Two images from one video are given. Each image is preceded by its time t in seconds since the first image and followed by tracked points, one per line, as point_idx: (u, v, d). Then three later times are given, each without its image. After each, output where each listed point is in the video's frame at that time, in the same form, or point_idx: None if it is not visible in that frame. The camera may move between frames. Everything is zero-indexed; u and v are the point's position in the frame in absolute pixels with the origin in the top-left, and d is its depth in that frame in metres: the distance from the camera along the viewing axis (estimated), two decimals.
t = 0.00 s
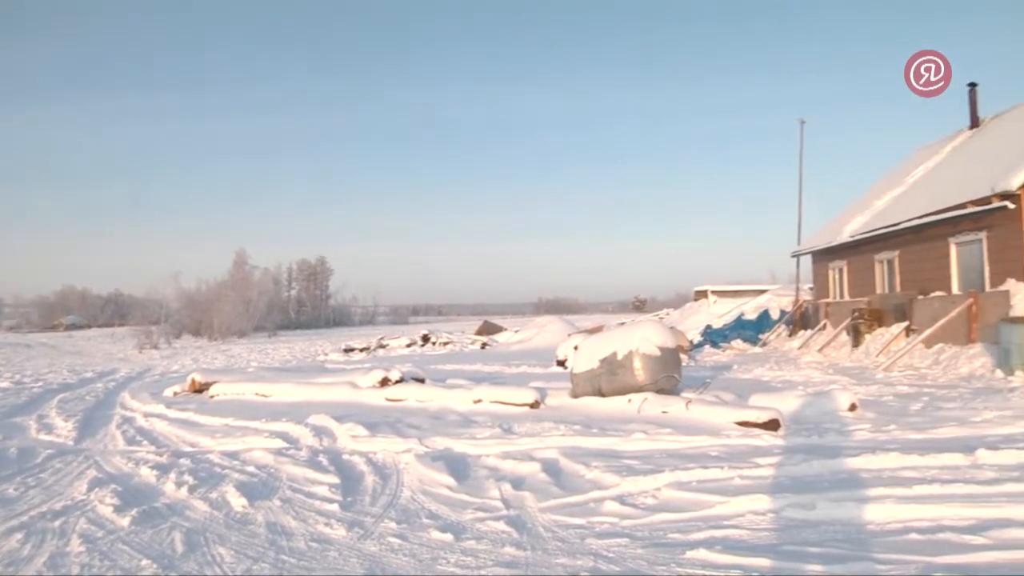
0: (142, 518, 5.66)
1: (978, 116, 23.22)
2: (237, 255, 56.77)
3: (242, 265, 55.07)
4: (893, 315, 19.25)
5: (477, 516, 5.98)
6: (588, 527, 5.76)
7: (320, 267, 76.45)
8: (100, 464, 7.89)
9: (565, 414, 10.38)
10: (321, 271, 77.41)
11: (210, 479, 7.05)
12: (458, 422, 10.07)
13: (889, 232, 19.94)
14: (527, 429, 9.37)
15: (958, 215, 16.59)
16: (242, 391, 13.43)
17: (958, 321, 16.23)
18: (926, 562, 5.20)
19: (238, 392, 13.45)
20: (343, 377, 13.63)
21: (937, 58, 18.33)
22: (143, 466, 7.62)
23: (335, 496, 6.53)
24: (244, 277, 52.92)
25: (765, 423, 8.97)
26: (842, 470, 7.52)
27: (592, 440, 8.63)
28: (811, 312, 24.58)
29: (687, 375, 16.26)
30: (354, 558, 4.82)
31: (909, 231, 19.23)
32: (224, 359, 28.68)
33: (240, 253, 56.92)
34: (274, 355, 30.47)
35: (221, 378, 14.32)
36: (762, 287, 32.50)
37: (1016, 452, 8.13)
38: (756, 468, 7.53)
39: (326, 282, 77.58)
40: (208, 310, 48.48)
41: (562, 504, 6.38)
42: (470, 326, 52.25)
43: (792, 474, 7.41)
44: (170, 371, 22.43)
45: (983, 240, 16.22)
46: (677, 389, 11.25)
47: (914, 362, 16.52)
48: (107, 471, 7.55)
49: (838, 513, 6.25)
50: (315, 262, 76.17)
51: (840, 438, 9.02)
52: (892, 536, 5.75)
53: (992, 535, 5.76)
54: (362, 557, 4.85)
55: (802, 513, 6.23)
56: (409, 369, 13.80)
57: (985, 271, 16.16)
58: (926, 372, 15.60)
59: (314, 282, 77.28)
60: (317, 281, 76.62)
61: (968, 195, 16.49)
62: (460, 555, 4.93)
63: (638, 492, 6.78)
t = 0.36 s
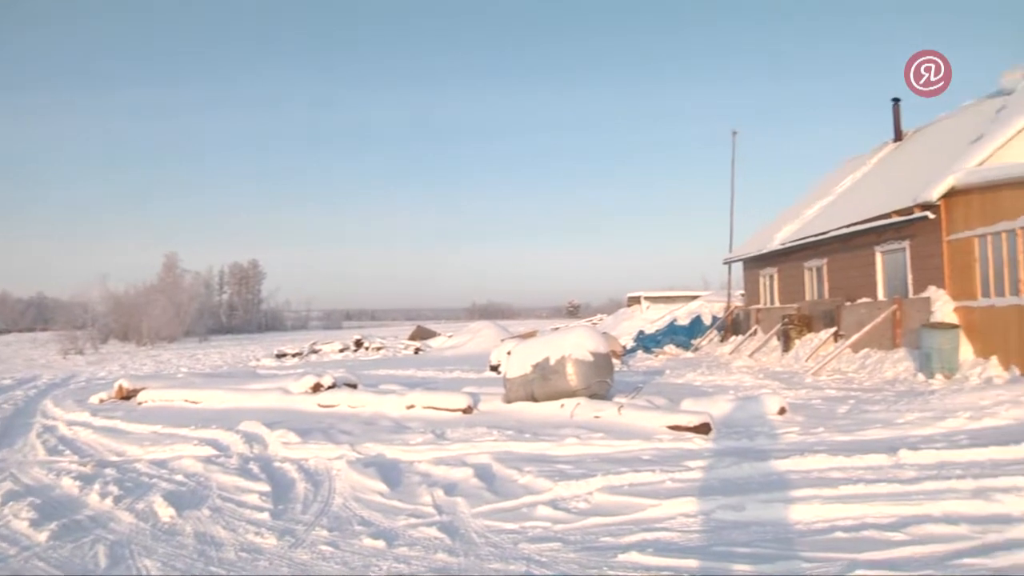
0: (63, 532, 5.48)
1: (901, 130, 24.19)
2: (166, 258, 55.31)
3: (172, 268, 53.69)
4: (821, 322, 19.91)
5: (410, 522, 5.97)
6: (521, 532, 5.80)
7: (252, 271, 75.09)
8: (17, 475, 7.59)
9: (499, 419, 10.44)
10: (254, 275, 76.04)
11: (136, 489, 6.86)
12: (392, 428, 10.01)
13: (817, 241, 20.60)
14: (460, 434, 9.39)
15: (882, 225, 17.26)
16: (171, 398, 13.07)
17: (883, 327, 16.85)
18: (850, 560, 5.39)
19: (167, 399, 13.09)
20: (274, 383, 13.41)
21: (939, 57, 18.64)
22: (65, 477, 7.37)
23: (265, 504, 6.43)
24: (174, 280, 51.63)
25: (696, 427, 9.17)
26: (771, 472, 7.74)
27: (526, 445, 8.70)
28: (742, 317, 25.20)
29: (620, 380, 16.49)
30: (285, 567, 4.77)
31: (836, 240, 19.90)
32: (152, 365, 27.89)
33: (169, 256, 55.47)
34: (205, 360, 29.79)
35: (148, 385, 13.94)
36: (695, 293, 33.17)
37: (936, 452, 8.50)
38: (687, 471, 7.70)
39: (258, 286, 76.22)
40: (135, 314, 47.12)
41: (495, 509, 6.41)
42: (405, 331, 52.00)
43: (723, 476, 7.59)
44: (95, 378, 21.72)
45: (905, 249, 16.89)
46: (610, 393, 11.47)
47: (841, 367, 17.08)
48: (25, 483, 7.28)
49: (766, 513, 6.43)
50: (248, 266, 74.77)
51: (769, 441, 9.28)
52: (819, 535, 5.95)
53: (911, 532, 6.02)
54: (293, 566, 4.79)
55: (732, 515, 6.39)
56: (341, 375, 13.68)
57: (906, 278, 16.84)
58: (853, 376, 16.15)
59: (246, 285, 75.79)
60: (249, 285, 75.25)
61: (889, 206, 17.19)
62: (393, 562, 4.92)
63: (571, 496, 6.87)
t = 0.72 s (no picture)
0: None
1: (829, 140, 25.06)
2: (90, 259, 53.54)
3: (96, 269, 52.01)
4: (751, 326, 20.47)
5: (340, 529, 5.96)
6: (452, 537, 5.85)
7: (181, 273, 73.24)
8: None
9: (431, 424, 10.46)
10: (183, 277, 74.21)
11: (55, 500, 6.66)
12: (322, 433, 9.92)
13: (748, 247, 21.19)
14: (391, 439, 9.38)
15: (809, 232, 17.86)
16: (93, 404, 12.69)
17: (811, 331, 17.42)
18: (777, 557, 5.60)
19: (89, 405, 12.70)
20: (202, 388, 13.13)
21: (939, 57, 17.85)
22: None
23: (191, 513, 6.33)
24: (99, 281, 50.01)
25: (627, 430, 9.36)
26: (701, 474, 7.95)
27: (458, 449, 8.75)
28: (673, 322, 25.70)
29: (553, 384, 16.65)
30: None
31: (766, 246, 20.50)
32: (73, 370, 26.97)
33: (93, 257, 53.70)
34: (130, 365, 28.95)
35: (69, 391, 13.49)
36: (626, 298, 33.68)
37: (859, 452, 8.85)
38: (618, 474, 7.85)
39: (188, 288, 74.41)
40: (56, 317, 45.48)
41: (426, 514, 6.45)
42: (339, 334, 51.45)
43: (653, 479, 7.77)
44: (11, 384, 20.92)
45: (832, 255, 17.52)
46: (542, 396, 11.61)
47: (770, 370, 17.60)
48: None
49: (695, 514, 6.62)
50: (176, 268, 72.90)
51: (699, 443, 9.52)
52: (747, 534, 6.15)
53: (835, 529, 6.28)
54: None
55: (662, 516, 6.56)
56: (272, 379, 13.48)
57: (834, 284, 17.45)
58: (783, 378, 16.67)
59: (173, 288, 73.79)
60: (178, 287, 73.39)
61: (816, 214, 17.81)
62: (322, 570, 4.91)
63: (502, 499, 6.94)
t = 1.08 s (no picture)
0: None
1: (765, 148, 25.79)
2: (16, 259, 51.74)
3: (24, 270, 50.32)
4: (688, 329, 20.94)
5: (275, 535, 5.98)
6: (389, 541, 5.93)
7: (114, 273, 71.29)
8: None
9: (369, 427, 10.49)
10: (115, 278, 72.23)
11: None
12: (258, 437, 9.84)
13: (686, 251, 21.67)
14: (328, 443, 9.38)
15: (746, 237, 18.35)
16: (19, 410, 12.31)
17: (747, 334, 17.92)
18: (711, 556, 5.82)
19: (14, 411, 12.32)
20: (135, 392, 12.87)
21: (939, 57, 16.90)
22: None
23: (122, 522, 6.25)
24: (26, 282, 48.36)
25: (564, 432, 9.54)
26: (638, 475, 8.17)
27: (397, 452, 8.81)
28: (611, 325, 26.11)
29: (491, 387, 16.77)
30: None
31: (703, 251, 20.99)
32: None
33: (20, 257, 51.91)
34: (58, 368, 28.12)
35: None
36: (565, 302, 34.05)
37: (793, 452, 9.19)
38: (556, 476, 8.01)
39: (120, 289, 72.45)
40: None
41: (363, 518, 6.51)
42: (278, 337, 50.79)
43: (591, 481, 7.95)
44: None
45: (767, 260, 18.05)
46: (478, 400, 11.77)
47: (707, 372, 18.05)
48: None
49: (632, 515, 6.82)
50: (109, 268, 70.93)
51: (635, 445, 9.75)
52: (682, 534, 6.37)
53: (769, 527, 6.54)
54: None
55: (598, 518, 6.73)
56: (207, 383, 13.27)
57: (769, 288, 17.99)
58: (719, 380, 17.11)
59: (105, 288, 71.75)
60: (110, 288, 71.40)
61: (754, 219, 18.30)
62: None
63: (439, 503, 7.03)
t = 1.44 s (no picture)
0: None
1: (702, 155, 26.28)
2: None
3: None
4: (626, 333, 21.18)
5: (209, 544, 5.84)
6: (326, 547, 5.85)
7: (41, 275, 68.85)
8: None
9: (306, 432, 10.33)
10: (43, 279, 69.80)
11: None
12: (191, 443, 9.59)
13: (624, 256, 21.94)
14: (263, 449, 9.18)
15: (684, 242, 18.63)
16: None
17: (684, 338, 18.19)
18: (649, 557, 5.88)
19: None
20: (61, 398, 12.40)
21: (938, 57, 17.13)
22: None
23: (47, 534, 6.01)
24: None
25: (501, 436, 9.52)
26: (576, 478, 8.20)
27: (335, 458, 8.67)
28: (551, 329, 26.24)
29: (430, 391, 16.68)
30: None
31: (641, 256, 21.27)
32: None
33: None
34: None
35: None
36: (504, 306, 34.10)
37: (729, 454, 9.35)
38: (494, 480, 7.98)
39: (47, 291, 70.00)
40: None
41: (300, 524, 6.40)
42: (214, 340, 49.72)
43: (529, 484, 7.95)
44: None
45: (705, 265, 18.37)
46: (416, 404, 11.72)
47: (644, 376, 18.23)
48: None
49: (570, 518, 6.84)
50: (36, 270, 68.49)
51: (573, 448, 9.79)
52: (619, 535, 6.41)
53: (705, 528, 6.63)
54: None
55: (537, 521, 6.72)
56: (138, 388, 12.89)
57: (706, 293, 18.31)
58: (657, 383, 17.34)
59: (32, 290, 69.24)
60: (36, 290, 68.92)
61: (692, 224, 18.56)
62: None
63: (377, 508, 6.94)
